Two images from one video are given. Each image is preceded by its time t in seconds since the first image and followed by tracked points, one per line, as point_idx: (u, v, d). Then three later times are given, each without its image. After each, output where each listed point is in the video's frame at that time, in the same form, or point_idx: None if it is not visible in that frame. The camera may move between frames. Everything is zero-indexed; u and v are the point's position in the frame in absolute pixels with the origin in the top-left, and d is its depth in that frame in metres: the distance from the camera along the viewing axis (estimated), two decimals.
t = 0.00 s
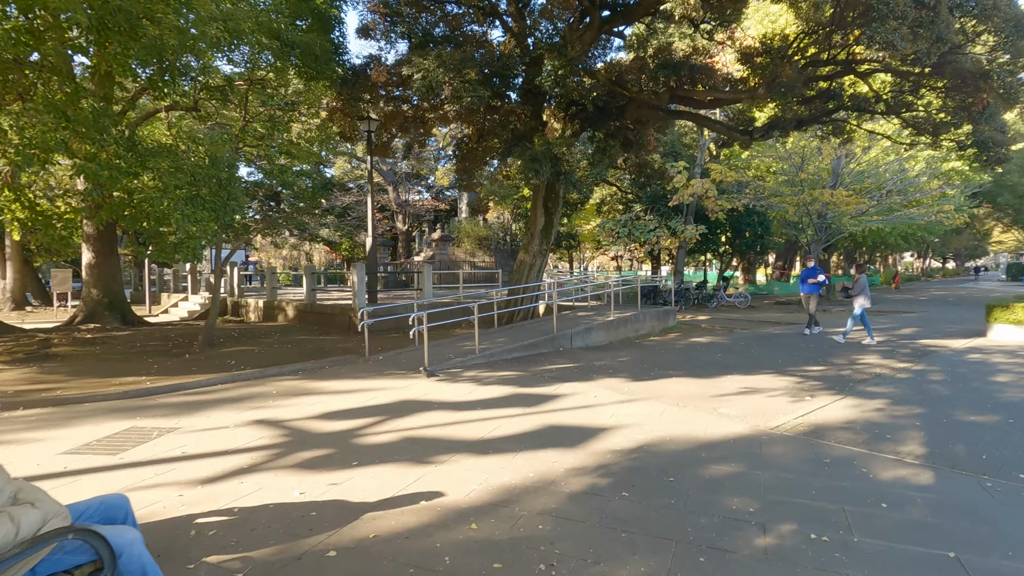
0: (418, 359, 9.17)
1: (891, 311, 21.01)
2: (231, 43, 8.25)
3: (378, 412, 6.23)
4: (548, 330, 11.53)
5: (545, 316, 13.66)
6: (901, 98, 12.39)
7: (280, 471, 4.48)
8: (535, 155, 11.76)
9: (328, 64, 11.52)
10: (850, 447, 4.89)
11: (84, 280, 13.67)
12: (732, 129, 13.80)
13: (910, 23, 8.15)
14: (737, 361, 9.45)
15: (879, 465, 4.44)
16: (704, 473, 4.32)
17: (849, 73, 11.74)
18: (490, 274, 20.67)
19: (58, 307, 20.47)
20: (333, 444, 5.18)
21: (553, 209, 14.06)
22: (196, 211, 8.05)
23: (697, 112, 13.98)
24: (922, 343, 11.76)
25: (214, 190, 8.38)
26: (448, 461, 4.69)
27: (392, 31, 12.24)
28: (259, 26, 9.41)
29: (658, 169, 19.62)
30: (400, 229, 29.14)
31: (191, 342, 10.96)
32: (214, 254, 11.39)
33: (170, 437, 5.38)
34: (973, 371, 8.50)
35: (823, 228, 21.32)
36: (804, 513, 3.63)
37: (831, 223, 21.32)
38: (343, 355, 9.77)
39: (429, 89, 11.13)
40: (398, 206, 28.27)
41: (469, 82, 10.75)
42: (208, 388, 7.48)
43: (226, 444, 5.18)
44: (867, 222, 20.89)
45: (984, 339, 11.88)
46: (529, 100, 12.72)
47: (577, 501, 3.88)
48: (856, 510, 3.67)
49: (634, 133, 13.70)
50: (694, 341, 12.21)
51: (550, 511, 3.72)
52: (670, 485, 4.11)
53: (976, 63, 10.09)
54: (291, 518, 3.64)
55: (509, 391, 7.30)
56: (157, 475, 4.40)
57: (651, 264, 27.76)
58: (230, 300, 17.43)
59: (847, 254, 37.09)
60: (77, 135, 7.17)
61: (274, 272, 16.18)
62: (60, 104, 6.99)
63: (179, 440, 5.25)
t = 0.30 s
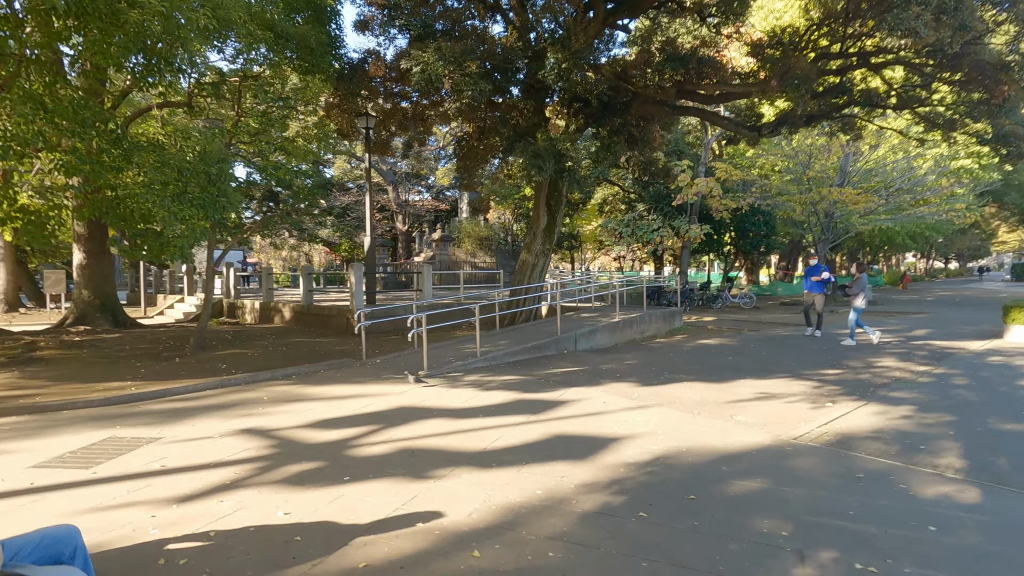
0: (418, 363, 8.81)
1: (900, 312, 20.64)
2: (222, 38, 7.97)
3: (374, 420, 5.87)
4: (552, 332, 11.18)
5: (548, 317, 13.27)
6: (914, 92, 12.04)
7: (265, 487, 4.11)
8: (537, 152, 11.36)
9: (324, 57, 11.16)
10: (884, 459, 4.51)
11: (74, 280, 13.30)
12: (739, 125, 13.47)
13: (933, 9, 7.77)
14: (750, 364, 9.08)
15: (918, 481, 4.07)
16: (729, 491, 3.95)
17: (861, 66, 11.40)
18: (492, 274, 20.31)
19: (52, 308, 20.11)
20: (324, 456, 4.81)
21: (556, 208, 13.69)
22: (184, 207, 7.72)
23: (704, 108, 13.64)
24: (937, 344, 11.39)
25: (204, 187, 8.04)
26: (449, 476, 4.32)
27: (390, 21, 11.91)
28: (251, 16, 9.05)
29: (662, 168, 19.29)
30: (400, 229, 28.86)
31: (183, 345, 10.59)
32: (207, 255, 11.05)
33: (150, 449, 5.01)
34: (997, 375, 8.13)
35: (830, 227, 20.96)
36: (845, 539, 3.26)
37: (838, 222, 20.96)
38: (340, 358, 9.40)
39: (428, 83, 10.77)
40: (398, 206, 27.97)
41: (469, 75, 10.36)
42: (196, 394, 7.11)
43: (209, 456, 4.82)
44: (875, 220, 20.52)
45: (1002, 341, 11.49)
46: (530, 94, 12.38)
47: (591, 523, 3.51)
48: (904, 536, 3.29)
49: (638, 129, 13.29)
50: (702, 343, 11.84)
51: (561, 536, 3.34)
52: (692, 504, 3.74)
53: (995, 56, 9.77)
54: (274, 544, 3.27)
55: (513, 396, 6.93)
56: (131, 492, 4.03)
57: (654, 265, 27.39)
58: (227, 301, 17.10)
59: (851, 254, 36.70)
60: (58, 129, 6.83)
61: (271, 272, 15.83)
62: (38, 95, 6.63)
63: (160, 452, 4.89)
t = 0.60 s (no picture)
0: (420, 370, 8.43)
1: (913, 315, 20.17)
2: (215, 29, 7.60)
3: (373, 435, 5.47)
4: (559, 336, 10.78)
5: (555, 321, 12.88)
6: (933, 88, 11.65)
7: (251, 515, 3.72)
8: (543, 150, 10.94)
9: (323, 52, 10.82)
10: (933, 484, 4.10)
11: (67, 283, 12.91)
12: (751, 123, 13.08)
13: None
14: (768, 371, 8.66)
15: (977, 511, 3.66)
16: (767, 521, 3.55)
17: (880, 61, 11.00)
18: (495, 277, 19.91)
19: (48, 311, 19.77)
20: (319, 477, 4.42)
21: (562, 208, 13.30)
22: (174, 209, 7.39)
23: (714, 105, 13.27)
24: (960, 350, 10.97)
25: (196, 186, 7.70)
26: (455, 502, 3.92)
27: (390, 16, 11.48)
28: (246, 9, 8.70)
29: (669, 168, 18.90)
30: (402, 231, 28.53)
31: (177, 350, 10.22)
32: (203, 257, 10.69)
33: (129, 468, 4.62)
34: None
35: (841, 228, 20.53)
36: None
37: (849, 223, 20.53)
38: (339, 365, 9.02)
39: (431, 79, 10.39)
40: (399, 208, 27.65)
41: (474, 70, 9.96)
42: (186, 405, 6.72)
43: (192, 477, 4.42)
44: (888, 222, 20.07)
45: None
46: (535, 91, 11.79)
47: (616, 561, 3.11)
48: None
49: (646, 127, 12.92)
50: (715, 348, 11.43)
51: None
52: (727, 538, 3.34)
53: (1022, 50, 9.38)
54: None
55: (521, 408, 6.53)
56: (101, 522, 3.64)
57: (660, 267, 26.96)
58: (225, 304, 16.74)
59: (859, 256, 36.19)
60: (41, 124, 6.50)
61: (270, 275, 15.47)
62: (17, 88, 6.26)
63: (141, 473, 4.50)
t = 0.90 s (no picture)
0: (424, 374, 8.03)
1: (928, 316, 19.70)
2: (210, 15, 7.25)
3: (375, 446, 5.07)
4: (568, 339, 10.39)
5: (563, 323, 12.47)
6: (956, 81, 11.24)
7: (239, 540, 3.32)
8: (553, 145, 10.55)
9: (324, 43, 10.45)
10: (999, 506, 3.68)
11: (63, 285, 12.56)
12: (765, 119, 12.68)
13: None
14: (790, 376, 8.23)
15: None
16: (821, 550, 3.13)
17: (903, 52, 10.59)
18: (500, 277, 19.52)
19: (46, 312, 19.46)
20: (315, 494, 4.02)
21: (571, 206, 12.88)
22: (164, 205, 6.99)
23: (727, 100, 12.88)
24: (987, 353, 10.51)
25: (188, 181, 7.30)
26: (466, 525, 3.52)
27: (394, 7, 11.04)
28: None
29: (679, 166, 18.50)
30: (406, 231, 28.19)
31: (172, 353, 9.84)
32: (200, 257, 10.34)
33: (109, 483, 4.23)
34: None
35: (854, 227, 20.08)
36: None
37: (863, 222, 20.08)
38: (340, 369, 8.63)
39: (436, 71, 10.02)
40: (403, 208, 27.31)
41: (481, 62, 9.57)
42: (177, 411, 6.34)
43: (177, 494, 4.03)
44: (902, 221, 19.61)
45: None
46: (543, 85, 11.46)
47: None
48: None
49: (658, 123, 12.54)
50: (730, 350, 11.00)
51: None
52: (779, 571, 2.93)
53: None
54: None
55: (533, 415, 6.13)
56: (71, 548, 3.25)
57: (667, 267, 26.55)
58: (225, 305, 16.39)
59: (867, 257, 35.73)
60: (23, 110, 6.16)
61: (271, 275, 15.11)
62: None
63: (121, 489, 4.11)
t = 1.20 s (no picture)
0: (430, 382, 7.63)
1: (946, 319, 19.22)
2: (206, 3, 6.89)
3: (379, 465, 4.67)
4: (579, 344, 9.97)
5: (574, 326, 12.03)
6: (984, 75, 10.80)
7: None
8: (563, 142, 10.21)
9: (326, 36, 10.10)
10: None
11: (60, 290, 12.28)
12: (782, 115, 12.28)
13: None
14: (816, 384, 7.79)
15: None
16: None
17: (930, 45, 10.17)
18: (506, 279, 19.11)
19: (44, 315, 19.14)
20: (313, 523, 3.62)
21: (581, 206, 12.48)
22: (155, 204, 6.72)
23: (743, 96, 12.48)
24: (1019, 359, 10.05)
25: (181, 179, 7.05)
26: (484, 562, 3.11)
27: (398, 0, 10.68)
28: None
29: (688, 165, 18.09)
30: (410, 232, 27.86)
31: (168, 358, 9.48)
32: (198, 259, 9.98)
33: (85, 509, 3.84)
34: None
35: (869, 227, 19.61)
36: None
37: (877, 223, 19.63)
38: (342, 376, 8.23)
39: (442, 65, 9.64)
40: (407, 208, 27.00)
41: (488, 55, 9.19)
42: (168, 423, 5.95)
43: (160, 522, 3.64)
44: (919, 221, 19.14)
45: None
46: (553, 80, 10.88)
47: None
48: None
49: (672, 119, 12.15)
50: (748, 356, 10.56)
51: None
52: None
53: None
54: None
55: (547, 429, 5.72)
56: None
57: (675, 269, 26.11)
58: (226, 308, 16.05)
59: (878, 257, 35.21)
60: (1, 103, 5.76)
61: (272, 277, 14.75)
62: None
63: (98, 517, 3.72)
